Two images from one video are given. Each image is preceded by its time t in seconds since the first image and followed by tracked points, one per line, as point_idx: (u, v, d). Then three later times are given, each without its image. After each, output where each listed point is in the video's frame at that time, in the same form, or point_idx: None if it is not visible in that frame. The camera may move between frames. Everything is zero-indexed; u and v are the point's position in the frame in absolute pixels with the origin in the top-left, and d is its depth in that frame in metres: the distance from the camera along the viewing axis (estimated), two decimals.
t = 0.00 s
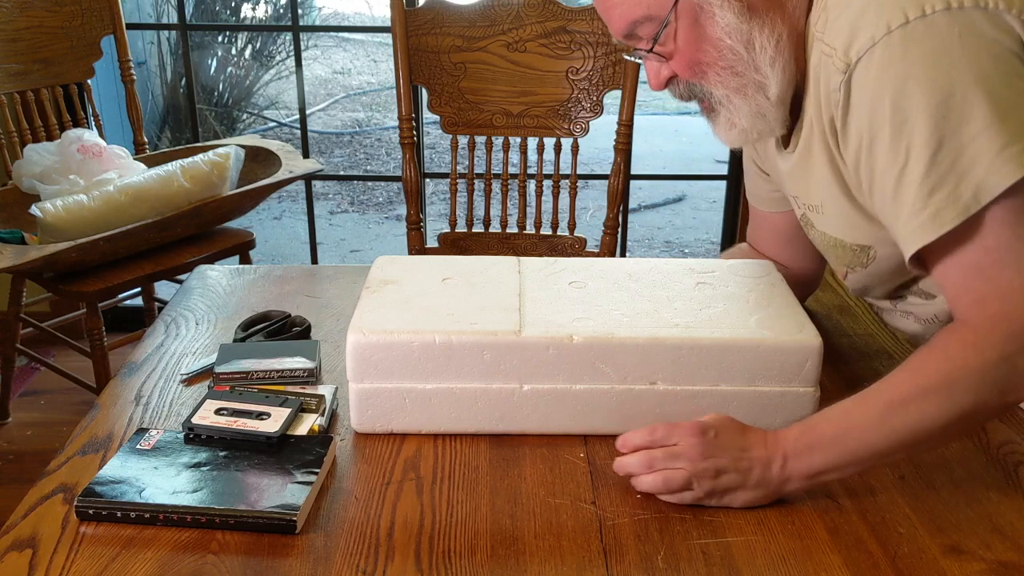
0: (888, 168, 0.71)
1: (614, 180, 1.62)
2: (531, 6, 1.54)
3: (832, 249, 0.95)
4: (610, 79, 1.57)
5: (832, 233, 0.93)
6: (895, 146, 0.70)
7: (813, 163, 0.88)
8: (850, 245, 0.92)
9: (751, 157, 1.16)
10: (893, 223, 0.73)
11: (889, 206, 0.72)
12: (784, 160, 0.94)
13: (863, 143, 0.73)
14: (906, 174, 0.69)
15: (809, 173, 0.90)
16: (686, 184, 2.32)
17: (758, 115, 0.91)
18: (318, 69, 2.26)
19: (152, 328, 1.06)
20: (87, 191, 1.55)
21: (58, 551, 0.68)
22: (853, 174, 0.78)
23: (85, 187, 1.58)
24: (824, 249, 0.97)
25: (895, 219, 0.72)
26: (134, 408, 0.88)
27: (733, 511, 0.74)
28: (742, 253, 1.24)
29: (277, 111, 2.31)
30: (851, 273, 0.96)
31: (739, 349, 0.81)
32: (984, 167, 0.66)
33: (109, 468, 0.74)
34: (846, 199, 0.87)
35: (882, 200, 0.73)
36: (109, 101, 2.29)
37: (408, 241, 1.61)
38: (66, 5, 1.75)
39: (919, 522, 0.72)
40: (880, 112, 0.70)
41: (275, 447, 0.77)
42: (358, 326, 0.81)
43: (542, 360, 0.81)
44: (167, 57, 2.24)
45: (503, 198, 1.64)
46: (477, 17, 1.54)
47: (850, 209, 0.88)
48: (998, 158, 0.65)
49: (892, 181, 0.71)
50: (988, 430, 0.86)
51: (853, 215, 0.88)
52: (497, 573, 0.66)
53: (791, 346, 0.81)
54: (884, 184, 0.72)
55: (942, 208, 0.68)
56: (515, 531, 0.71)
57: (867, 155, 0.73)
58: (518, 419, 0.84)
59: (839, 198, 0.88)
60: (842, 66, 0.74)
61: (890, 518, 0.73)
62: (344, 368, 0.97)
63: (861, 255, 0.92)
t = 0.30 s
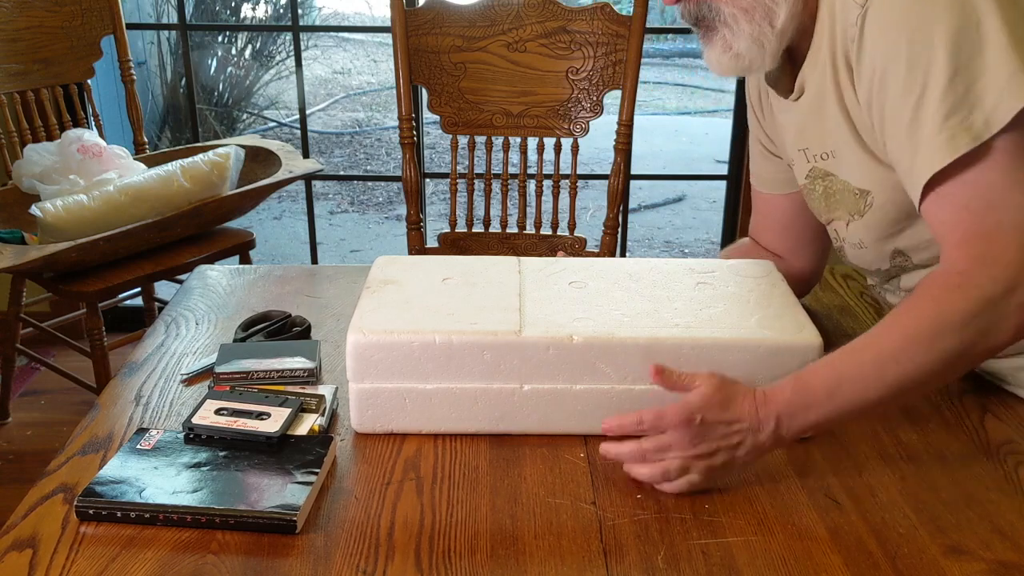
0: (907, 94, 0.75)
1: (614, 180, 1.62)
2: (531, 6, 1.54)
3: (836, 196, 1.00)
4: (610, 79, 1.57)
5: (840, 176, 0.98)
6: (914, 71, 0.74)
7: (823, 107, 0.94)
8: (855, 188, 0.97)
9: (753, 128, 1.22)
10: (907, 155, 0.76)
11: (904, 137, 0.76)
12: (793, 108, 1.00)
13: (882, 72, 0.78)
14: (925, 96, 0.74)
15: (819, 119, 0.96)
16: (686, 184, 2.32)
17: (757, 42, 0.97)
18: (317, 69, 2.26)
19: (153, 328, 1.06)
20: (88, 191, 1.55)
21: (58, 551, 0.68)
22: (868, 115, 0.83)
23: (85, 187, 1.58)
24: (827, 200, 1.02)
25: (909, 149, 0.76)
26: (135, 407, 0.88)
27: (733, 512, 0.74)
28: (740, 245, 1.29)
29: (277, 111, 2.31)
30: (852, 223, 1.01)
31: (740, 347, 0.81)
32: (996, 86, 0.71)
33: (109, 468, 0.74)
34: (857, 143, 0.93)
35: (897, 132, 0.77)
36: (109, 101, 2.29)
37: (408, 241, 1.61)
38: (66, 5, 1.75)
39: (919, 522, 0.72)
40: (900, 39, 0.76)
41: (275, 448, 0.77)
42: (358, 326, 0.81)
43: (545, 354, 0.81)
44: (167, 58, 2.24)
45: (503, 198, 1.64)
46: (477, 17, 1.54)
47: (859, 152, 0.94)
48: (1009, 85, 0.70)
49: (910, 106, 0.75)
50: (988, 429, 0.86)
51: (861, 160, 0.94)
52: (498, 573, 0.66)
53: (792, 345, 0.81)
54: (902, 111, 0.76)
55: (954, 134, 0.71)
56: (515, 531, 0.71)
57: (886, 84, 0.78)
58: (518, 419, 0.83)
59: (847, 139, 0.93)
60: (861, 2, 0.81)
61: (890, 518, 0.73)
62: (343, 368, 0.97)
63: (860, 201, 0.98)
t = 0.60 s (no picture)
0: (927, 77, 0.74)
1: (614, 179, 1.62)
2: (531, 6, 1.54)
3: (839, 167, 0.98)
4: (610, 79, 1.57)
5: (844, 148, 0.96)
6: (937, 54, 0.73)
7: (836, 75, 0.90)
8: (858, 162, 0.94)
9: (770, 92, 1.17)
10: (925, 134, 0.76)
11: (921, 117, 0.76)
12: (805, 73, 0.96)
13: (903, 52, 0.76)
14: (944, 82, 0.73)
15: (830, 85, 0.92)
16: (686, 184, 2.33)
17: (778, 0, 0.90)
18: (317, 70, 2.25)
19: (152, 328, 1.06)
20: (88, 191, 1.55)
21: (58, 551, 0.68)
22: (882, 93, 0.82)
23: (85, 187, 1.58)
24: (830, 170, 1.01)
25: (927, 131, 0.76)
26: (134, 407, 0.88)
27: (732, 512, 0.74)
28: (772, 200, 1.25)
29: (277, 111, 2.31)
30: (852, 196, 0.99)
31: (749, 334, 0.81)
32: (1017, 73, 0.70)
33: (109, 468, 0.74)
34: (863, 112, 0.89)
35: (914, 114, 0.77)
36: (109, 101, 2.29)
37: (408, 241, 1.61)
38: (66, 5, 1.75)
39: (919, 522, 0.72)
40: (923, 20, 0.74)
41: (275, 447, 0.77)
42: (358, 327, 0.81)
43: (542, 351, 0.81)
44: (167, 58, 2.24)
45: (503, 198, 1.64)
46: (477, 17, 1.54)
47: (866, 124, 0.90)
48: None
49: (929, 91, 0.74)
50: (988, 429, 0.86)
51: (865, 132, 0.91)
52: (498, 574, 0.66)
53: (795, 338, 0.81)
54: (921, 94, 0.75)
55: (974, 120, 0.71)
56: (515, 532, 0.70)
57: (905, 65, 0.76)
58: (518, 419, 0.84)
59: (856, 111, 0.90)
60: None
61: (890, 518, 0.73)
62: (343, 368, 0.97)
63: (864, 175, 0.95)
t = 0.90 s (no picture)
0: (945, 76, 0.73)
1: (614, 179, 1.62)
2: (531, 6, 1.54)
3: (851, 162, 0.98)
4: (610, 80, 1.57)
5: (857, 143, 0.96)
6: (956, 54, 0.72)
7: (853, 70, 0.90)
8: (872, 158, 0.94)
9: (778, 85, 1.16)
10: (939, 134, 0.75)
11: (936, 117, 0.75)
12: (820, 67, 0.95)
13: (921, 50, 0.75)
14: (962, 83, 0.72)
15: (845, 79, 0.92)
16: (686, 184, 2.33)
17: None
18: (317, 70, 2.25)
19: (152, 328, 1.06)
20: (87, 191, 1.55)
21: (58, 551, 0.68)
22: (897, 90, 0.81)
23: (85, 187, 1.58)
24: (841, 165, 1.00)
25: (941, 130, 0.75)
26: (134, 407, 0.88)
27: (732, 512, 0.74)
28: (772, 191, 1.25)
29: (277, 111, 2.31)
30: (864, 191, 0.99)
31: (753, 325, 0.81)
32: None
33: (109, 468, 0.74)
34: (878, 109, 0.89)
35: (928, 113, 0.76)
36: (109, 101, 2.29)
37: (408, 241, 1.61)
38: (66, 5, 1.75)
39: (919, 523, 0.72)
40: (943, 18, 0.73)
41: (275, 447, 0.77)
42: (356, 323, 0.80)
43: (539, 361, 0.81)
44: (167, 57, 2.24)
45: (502, 198, 1.64)
46: (477, 17, 1.54)
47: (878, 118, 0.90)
48: None
49: (946, 90, 0.74)
50: (989, 429, 0.86)
51: (880, 128, 0.90)
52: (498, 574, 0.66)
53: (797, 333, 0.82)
54: (937, 93, 0.75)
55: (990, 123, 0.71)
56: (514, 532, 0.70)
57: (923, 64, 0.75)
58: (519, 419, 0.84)
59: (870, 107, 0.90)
60: None
61: (890, 518, 0.73)
62: (344, 368, 0.97)
63: (877, 172, 0.95)
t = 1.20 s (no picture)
0: (967, 73, 0.73)
1: (614, 179, 1.62)
2: (531, 6, 1.54)
3: (857, 157, 0.98)
4: (610, 79, 1.57)
5: (864, 139, 0.96)
6: (979, 50, 0.72)
7: (863, 64, 0.89)
8: (880, 154, 0.94)
9: (784, 76, 1.15)
10: (960, 133, 0.75)
11: (957, 116, 0.75)
12: (829, 61, 0.95)
13: (943, 45, 0.75)
14: (985, 82, 0.72)
15: (855, 73, 0.92)
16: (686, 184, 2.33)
17: None
18: (317, 70, 2.25)
19: (152, 327, 1.06)
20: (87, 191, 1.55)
21: (58, 551, 0.68)
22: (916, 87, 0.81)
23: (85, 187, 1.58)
24: (847, 160, 1.00)
25: (962, 126, 0.75)
26: (134, 407, 0.88)
27: (732, 511, 0.74)
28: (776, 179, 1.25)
29: (277, 111, 2.31)
30: (871, 187, 0.99)
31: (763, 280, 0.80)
32: None
33: (109, 468, 0.74)
34: (891, 105, 0.89)
35: (948, 109, 0.76)
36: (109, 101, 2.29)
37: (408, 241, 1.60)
38: (66, 5, 1.75)
39: (919, 522, 0.72)
40: (967, 13, 0.72)
41: (275, 447, 0.77)
42: (374, 210, 0.79)
43: (552, 291, 0.79)
44: (167, 58, 2.24)
45: (502, 198, 1.64)
46: (477, 17, 1.54)
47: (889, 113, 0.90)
48: None
49: (967, 89, 0.73)
50: (989, 429, 0.86)
51: (892, 124, 0.90)
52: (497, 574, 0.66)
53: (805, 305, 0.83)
54: (958, 92, 0.74)
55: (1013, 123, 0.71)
56: (515, 532, 0.70)
57: (944, 62, 0.75)
58: (519, 420, 0.84)
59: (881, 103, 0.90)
60: None
61: (890, 518, 0.73)
62: (344, 368, 0.97)
63: (887, 166, 0.95)
